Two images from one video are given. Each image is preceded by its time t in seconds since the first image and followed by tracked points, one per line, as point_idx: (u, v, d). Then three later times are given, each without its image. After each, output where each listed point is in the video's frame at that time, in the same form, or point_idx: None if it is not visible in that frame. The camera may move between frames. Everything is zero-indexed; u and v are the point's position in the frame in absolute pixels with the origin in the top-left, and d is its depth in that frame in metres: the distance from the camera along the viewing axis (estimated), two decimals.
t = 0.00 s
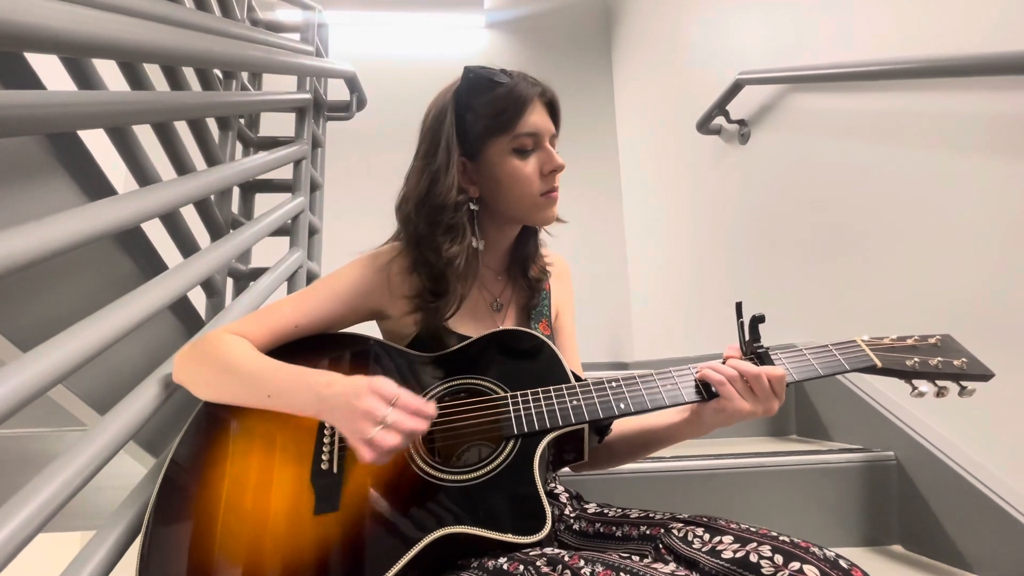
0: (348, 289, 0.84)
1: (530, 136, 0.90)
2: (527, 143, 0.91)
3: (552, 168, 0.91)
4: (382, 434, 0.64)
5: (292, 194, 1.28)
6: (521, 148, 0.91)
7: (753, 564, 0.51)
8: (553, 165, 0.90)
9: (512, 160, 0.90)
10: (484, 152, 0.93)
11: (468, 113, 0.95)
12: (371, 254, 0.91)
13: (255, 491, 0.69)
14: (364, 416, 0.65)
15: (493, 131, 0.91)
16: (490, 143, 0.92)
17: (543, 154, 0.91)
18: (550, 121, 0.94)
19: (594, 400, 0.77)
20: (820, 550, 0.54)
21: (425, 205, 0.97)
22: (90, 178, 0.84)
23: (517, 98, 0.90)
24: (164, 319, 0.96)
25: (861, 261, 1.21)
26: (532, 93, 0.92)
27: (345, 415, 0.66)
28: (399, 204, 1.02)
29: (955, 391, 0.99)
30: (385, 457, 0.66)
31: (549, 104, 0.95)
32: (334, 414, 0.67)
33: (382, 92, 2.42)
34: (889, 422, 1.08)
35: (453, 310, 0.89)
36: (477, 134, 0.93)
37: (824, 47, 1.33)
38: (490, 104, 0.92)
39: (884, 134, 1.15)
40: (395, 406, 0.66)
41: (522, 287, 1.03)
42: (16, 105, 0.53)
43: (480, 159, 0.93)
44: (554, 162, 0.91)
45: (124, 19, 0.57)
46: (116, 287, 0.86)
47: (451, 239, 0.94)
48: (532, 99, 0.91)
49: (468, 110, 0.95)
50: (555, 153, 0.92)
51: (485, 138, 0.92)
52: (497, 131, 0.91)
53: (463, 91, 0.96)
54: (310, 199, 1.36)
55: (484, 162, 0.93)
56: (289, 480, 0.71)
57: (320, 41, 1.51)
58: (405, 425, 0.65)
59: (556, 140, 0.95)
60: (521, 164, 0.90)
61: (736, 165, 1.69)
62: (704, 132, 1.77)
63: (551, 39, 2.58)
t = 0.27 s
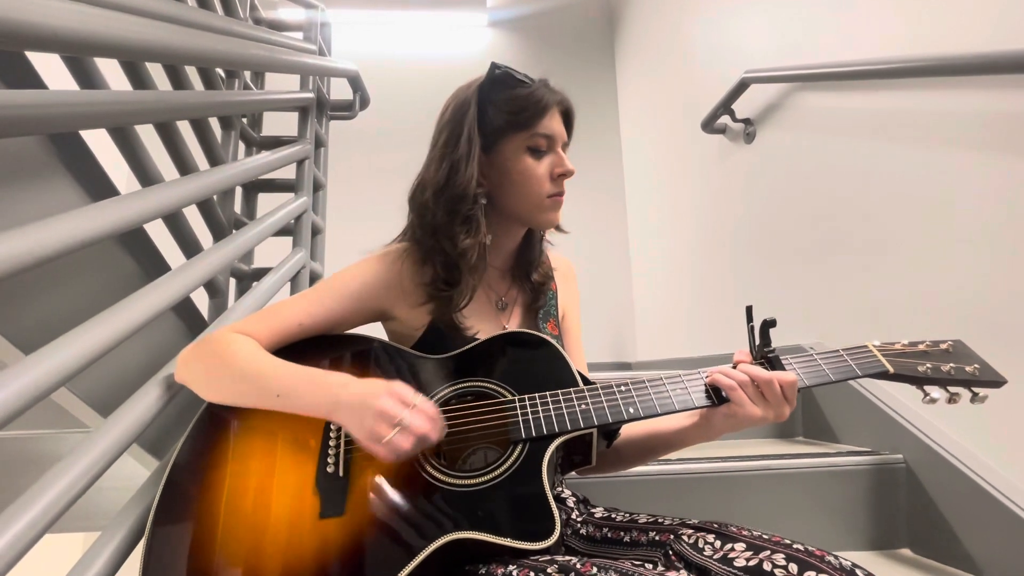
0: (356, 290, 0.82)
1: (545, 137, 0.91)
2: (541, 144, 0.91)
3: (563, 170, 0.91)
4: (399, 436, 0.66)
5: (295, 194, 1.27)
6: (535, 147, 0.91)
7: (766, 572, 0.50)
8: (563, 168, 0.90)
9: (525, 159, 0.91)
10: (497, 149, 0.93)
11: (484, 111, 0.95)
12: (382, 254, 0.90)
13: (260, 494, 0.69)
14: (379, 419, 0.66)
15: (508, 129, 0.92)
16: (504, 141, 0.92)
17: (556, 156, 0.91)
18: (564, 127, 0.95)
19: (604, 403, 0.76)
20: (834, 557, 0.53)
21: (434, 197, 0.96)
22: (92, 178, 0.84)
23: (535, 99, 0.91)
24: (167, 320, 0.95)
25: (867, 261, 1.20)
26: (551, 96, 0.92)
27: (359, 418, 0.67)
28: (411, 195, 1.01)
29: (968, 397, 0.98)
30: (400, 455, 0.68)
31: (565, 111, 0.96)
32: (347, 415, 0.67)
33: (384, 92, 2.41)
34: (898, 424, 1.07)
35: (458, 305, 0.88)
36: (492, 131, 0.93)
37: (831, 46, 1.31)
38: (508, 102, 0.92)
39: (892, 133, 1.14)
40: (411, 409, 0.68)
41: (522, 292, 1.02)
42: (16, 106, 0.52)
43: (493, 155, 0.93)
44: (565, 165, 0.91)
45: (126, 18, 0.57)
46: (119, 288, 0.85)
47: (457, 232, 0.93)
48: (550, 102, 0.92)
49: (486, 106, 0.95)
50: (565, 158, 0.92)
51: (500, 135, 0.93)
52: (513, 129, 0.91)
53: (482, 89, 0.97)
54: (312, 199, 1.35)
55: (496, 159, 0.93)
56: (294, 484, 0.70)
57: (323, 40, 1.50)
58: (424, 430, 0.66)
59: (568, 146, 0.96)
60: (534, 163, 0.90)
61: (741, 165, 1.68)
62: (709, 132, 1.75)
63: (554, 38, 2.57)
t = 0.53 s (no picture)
0: (362, 287, 0.81)
1: (562, 141, 0.92)
2: (558, 148, 0.93)
3: (577, 174, 0.92)
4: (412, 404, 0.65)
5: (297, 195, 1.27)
6: (552, 150, 0.92)
7: None
8: (578, 173, 0.91)
9: (541, 162, 0.91)
10: (512, 151, 0.93)
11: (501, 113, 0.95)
12: (391, 254, 0.89)
13: (263, 495, 0.68)
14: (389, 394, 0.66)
15: (525, 132, 0.92)
16: (521, 143, 0.93)
17: (570, 161, 0.93)
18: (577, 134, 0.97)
19: (610, 410, 0.76)
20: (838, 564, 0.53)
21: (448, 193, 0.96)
22: (95, 180, 0.84)
23: (554, 104, 0.92)
24: (170, 321, 0.95)
25: (873, 262, 1.19)
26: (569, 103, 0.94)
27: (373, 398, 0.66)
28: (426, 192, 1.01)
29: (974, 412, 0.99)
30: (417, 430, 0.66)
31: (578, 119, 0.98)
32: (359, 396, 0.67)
33: (386, 91, 2.40)
34: (903, 427, 1.06)
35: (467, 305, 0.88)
36: (508, 133, 0.94)
37: (836, 45, 1.30)
38: (526, 106, 0.93)
39: (898, 133, 1.13)
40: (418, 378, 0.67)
41: (528, 296, 1.01)
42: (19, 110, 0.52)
43: (508, 157, 0.94)
44: (579, 170, 0.92)
45: (128, 20, 0.56)
46: (121, 290, 0.85)
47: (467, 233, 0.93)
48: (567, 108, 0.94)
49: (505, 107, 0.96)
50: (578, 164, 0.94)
51: (516, 138, 0.93)
52: (531, 130, 0.92)
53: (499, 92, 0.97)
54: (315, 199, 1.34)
55: (510, 160, 0.93)
56: (297, 484, 0.69)
57: (325, 40, 1.49)
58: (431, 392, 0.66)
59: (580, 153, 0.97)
60: (551, 165, 0.92)
61: (745, 164, 1.67)
62: (713, 131, 1.74)
63: (557, 37, 2.56)
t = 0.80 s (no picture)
0: (365, 287, 0.81)
1: (564, 144, 0.95)
2: (560, 151, 0.95)
3: (579, 176, 0.94)
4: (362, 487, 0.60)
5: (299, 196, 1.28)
6: (554, 153, 0.95)
7: None
8: (580, 175, 0.93)
9: (545, 164, 0.93)
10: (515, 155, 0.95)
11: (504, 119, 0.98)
12: (394, 254, 0.89)
13: (265, 495, 0.69)
14: (351, 460, 0.61)
15: (528, 137, 0.95)
16: (524, 147, 0.95)
17: (571, 164, 0.95)
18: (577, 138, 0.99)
19: (610, 412, 0.76)
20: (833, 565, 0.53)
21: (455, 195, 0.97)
22: (99, 182, 0.84)
23: (556, 109, 0.95)
24: (173, 322, 0.96)
25: (873, 263, 1.19)
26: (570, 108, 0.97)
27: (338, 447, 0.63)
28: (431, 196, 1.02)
29: (973, 413, 0.99)
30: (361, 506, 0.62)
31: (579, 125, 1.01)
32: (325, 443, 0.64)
33: (388, 92, 2.41)
34: (903, 428, 1.06)
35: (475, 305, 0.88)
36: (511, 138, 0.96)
37: (837, 46, 1.30)
38: (529, 111, 0.96)
39: (898, 134, 1.13)
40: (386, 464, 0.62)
41: (530, 298, 1.02)
42: (20, 116, 0.53)
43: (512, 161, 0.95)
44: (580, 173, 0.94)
45: (130, 26, 0.57)
46: (125, 291, 0.86)
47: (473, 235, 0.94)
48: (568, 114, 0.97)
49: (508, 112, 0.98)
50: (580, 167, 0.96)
51: (519, 143, 0.95)
52: (535, 134, 0.94)
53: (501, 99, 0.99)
54: (316, 201, 1.35)
55: (514, 164, 0.95)
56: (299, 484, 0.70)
57: (327, 42, 1.50)
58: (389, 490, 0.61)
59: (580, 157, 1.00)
60: (553, 167, 0.94)
61: (745, 165, 1.67)
62: (713, 132, 1.75)
63: (558, 38, 2.56)
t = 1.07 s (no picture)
0: (361, 286, 0.83)
1: (551, 149, 0.95)
2: (548, 156, 0.95)
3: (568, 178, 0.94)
4: (378, 461, 0.64)
5: (301, 198, 1.29)
6: (542, 158, 0.94)
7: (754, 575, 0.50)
8: (569, 178, 0.93)
9: (533, 171, 0.93)
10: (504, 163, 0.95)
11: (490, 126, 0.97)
12: (389, 255, 0.91)
13: (264, 492, 0.70)
14: (362, 437, 0.64)
15: (515, 144, 0.94)
16: (512, 155, 0.95)
17: (560, 167, 0.95)
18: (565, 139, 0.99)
19: (603, 411, 0.77)
20: (822, 561, 0.54)
21: (449, 204, 0.97)
22: (106, 186, 0.86)
23: (541, 114, 0.94)
24: (178, 322, 0.97)
25: (871, 264, 1.19)
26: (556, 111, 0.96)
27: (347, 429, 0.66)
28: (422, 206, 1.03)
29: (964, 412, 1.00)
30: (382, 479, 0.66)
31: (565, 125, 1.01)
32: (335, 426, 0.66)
33: (390, 94, 2.42)
34: (900, 428, 1.07)
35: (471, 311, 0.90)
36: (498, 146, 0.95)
37: (836, 47, 1.31)
38: (515, 117, 0.95)
39: (895, 136, 1.14)
40: (395, 434, 0.66)
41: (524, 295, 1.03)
42: (29, 121, 0.55)
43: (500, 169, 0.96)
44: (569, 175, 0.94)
45: (134, 34, 0.58)
46: (130, 292, 0.87)
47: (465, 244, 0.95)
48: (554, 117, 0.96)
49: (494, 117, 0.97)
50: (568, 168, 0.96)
51: (506, 151, 0.95)
52: (522, 140, 0.94)
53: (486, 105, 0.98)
54: (318, 203, 1.37)
55: (503, 172, 0.95)
56: (296, 483, 0.72)
57: (329, 45, 1.51)
58: (405, 457, 0.64)
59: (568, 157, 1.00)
60: (542, 173, 0.94)
61: (745, 166, 1.68)
62: (713, 133, 1.75)
63: (560, 39, 2.57)
